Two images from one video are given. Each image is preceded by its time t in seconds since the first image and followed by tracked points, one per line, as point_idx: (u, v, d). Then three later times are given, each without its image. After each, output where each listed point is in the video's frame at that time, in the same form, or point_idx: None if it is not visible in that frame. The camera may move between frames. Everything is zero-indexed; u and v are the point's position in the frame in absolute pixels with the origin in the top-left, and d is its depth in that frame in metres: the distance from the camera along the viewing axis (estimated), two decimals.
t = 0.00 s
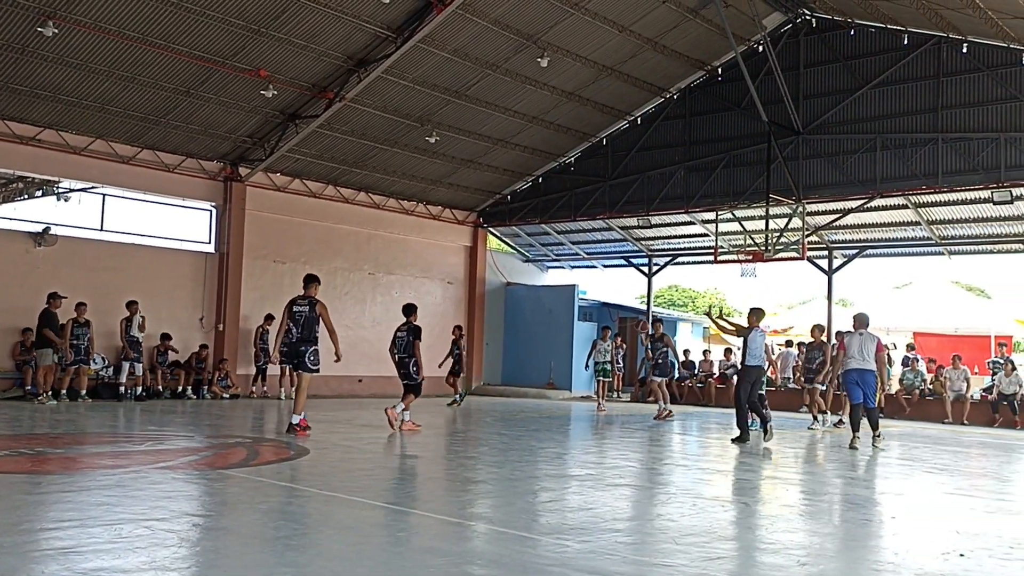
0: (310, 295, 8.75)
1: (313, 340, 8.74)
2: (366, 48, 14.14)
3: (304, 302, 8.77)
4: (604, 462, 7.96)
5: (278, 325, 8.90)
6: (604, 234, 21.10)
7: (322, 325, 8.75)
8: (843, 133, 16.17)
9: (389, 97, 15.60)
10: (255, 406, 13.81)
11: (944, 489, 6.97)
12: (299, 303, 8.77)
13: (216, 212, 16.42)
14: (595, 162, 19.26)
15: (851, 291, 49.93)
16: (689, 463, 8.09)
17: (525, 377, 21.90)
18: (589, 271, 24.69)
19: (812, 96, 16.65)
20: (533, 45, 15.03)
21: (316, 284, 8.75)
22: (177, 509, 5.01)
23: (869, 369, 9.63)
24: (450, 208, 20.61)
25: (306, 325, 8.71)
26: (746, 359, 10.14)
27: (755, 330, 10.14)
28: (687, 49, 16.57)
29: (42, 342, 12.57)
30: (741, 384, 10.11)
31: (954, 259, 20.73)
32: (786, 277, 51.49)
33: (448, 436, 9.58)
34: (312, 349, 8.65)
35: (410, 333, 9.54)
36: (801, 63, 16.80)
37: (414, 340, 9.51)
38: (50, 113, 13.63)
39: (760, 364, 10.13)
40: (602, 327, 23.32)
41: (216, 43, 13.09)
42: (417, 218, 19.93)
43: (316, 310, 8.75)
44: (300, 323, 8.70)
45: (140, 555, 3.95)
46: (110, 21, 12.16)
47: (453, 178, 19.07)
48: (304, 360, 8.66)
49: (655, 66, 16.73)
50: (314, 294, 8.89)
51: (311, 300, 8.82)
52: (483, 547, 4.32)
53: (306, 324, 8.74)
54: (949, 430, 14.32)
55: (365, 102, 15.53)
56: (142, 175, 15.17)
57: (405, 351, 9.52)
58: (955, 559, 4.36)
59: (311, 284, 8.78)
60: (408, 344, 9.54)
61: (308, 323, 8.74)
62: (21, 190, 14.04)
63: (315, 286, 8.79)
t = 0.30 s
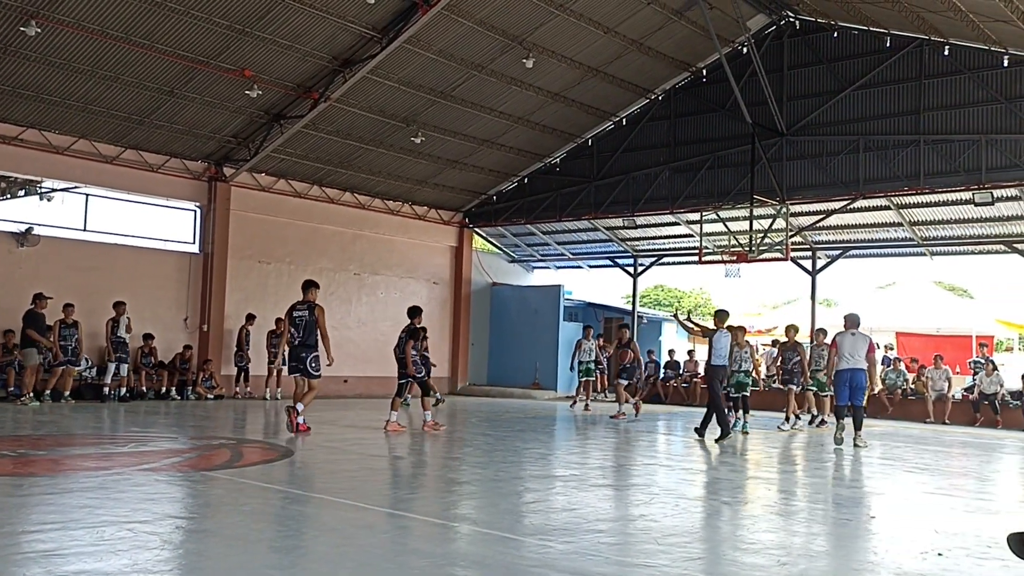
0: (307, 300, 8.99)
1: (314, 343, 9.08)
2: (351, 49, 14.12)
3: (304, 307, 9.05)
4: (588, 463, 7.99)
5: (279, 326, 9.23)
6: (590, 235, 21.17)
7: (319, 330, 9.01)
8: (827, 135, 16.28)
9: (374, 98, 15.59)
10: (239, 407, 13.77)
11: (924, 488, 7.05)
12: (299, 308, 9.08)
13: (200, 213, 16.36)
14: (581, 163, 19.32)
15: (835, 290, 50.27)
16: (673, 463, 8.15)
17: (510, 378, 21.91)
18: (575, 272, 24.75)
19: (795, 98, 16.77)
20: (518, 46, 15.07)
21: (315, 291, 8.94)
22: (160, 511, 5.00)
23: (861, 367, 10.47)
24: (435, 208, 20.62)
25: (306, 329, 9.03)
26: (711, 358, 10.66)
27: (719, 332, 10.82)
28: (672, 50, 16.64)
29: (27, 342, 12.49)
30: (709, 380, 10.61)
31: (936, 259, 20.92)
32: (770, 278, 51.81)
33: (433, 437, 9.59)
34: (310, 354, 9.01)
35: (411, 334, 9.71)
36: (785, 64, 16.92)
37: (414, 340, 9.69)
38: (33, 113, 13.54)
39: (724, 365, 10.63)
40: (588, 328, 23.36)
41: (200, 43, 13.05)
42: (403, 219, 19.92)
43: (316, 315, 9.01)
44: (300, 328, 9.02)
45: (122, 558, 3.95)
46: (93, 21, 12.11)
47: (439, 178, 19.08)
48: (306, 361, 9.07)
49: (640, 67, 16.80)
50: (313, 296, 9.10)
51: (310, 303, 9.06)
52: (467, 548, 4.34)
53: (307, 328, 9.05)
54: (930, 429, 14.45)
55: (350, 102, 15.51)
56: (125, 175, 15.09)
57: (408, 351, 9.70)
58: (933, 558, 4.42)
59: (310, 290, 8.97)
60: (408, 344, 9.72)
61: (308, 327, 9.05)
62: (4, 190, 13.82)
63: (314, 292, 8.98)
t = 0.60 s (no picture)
0: (298, 305, 8.98)
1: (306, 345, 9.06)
2: (330, 50, 14.07)
3: (298, 310, 9.02)
4: (569, 464, 8.00)
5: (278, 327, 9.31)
6: (570, 235, 21.19)
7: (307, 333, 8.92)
8: (804, 137, 16.40)
9: (353, 98, 15.54)
10: (218, 410, 13.66)
11: (902, 486, 7.11)
12: (295, 311, 9.10)
13: (178, 214, 16.23)
14: (561, 164, 19.35)
15: (813, 290, 50.69)
16: (654, 463, 8.15)
17: (491, 379, 21.90)
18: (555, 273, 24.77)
19: (773, 99, 16.89)
20: (498, 47, 15.07)
21: (308, 294, 8.94)
22: (137, 516, 4.96)
23: (840, 366, 10.61)
24: (415, 209, 20.57)
25: (298, 331, 9.02)
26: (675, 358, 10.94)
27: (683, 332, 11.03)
28: (651, 51, 16.71)
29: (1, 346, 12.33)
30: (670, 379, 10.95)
31: (912, 259, 21.12)
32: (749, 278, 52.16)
33: (414, 439, 9.57)
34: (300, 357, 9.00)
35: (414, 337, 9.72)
36: (763, 66, 17.03)
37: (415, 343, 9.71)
38: (7, 114, 13.39)
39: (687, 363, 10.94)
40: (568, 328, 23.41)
41: (177, 43, 12.95)
42: (383, 220, 19.86)
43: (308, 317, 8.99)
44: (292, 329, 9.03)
45: (99, 563, 3.91)
46: (68, 21, 11.99)
47: (419, 179, 19.03)
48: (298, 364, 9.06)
49: (620, 68, 16.87)
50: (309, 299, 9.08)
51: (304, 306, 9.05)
52: (447, 550, 4.34)
53: (300, 329, 9.05)
54: (907, 428, 14.60)
55: (329, 103, 15.45)
56: (102, 176, 14.95)
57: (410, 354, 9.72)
58: (910, 556, 4.46)
59: (304, 292, 8.97)
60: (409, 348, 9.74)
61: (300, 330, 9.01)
62: None
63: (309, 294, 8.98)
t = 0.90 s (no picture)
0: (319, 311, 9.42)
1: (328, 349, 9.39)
2: (327, 52, 14.07)
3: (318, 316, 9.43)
4: (569, 465, 8.00)
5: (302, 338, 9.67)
6: (568, 237, 21.20)
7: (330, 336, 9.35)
8: (802, 137, 16.42)
9: (351, 101, 15.54)
10: (216, 413, 13.64)
11: (901, 487, 7.11)
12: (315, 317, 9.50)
13: (176, 217, 16.23)
14: (559, 165, 19.36)
15: (812, 290, 50.74)
16: (656, 464, 8.15)
17: (490, 380, 21.89)
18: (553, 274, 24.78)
19: (770, 100, 16.91)
20: (495, 49, 15.08)
21: (326, 298, 9.34)
22: (136, 520, 4.95)
23: (837, 369, 10.74)
24: (414, 211, 20.57)
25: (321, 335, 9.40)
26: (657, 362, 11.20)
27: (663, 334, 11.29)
28: (648, 52, 16.72)
29: None
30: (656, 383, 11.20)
31: (909, 259, 21.15)
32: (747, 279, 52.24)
33: (414, 441, 9.55)
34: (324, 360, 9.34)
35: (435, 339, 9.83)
36: (760, 67, 17.06)
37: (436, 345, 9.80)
38: (5, 117, 13.39)
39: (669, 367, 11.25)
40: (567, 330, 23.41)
41: (175, 46, 12.95)
42: (381, 222, 19.86)
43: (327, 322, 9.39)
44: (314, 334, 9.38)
45: (98, 566, 3.90)
46: (65, 24, 12.00)
47: (417, 181, 19.03)
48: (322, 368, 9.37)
49: (617, 70, 16.89)
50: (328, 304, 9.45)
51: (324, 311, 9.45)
52: (448, 552, 4.34)
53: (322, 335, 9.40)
54: (905, 428, 14.62)
55: (327, 105, 15.45)
56: (99, 180, 14.95)
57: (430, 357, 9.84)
58: (910, 556, 4.47)
59: (322, 298, 9.35)
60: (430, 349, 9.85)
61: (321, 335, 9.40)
62: None
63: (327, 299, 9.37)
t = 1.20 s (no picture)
0: (343, 315, 10.04)
1: (347, 353, 9.94)
2: (323, 56, 14.07)
3: (340, 321, 10.06)
4: (574, 464, 7.99)
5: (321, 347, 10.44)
6: (568, 236, 21.19)
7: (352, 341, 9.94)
8: (800, 131, 16.41)
9: (348, 105, 15.55)
10: (220, 419, 13.63)
11: (907, 478, 7.10)
12: (336, 322, 10.11)
13: (175, 225, 16.24)
14: (558, 164, 19.36)
15: (813, 285, 50.74)
16: (661, 462, 8.13)
17: (494, 381, 21.88)
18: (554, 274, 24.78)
19: (768, 95, 16.91)
20: (491, 50, 15.08)
21: (348, 304, 9.99)
22: (143, 527, 4.95)
23: (839, 359, 10.98)
24: (413, 214, 20.57)
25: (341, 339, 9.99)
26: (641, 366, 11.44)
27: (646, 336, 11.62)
28: (644, 50, 16.72)
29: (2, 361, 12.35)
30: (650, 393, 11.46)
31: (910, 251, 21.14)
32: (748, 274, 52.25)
33: (419, 443, 9.55)
34: (341, 362, 9.89)
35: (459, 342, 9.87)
36: (756, 62, 17.06)
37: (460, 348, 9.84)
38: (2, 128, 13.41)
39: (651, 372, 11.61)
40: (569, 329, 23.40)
41: (171, 54, 12.96)
42: (381, 225, 19.86)
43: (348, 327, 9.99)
44: (333, 338, 9.98)
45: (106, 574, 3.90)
46: (61, 34, 12.01)
47: (416, 184, 19.03)
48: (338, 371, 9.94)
49: (613, 68, 16.88)
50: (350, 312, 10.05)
51: (346, 318, 10.03)
52: (455, 554, 4.33)
53: (341, 339, 9.99)
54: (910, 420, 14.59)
55: (324, 110, 15.46)
56: (98, 189, 14.97)
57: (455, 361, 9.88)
58: (918, 548, 4.45)
59: (345, 303, 10.00)
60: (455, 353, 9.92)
61: (340, 339, 10.01)
62: None
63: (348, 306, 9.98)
